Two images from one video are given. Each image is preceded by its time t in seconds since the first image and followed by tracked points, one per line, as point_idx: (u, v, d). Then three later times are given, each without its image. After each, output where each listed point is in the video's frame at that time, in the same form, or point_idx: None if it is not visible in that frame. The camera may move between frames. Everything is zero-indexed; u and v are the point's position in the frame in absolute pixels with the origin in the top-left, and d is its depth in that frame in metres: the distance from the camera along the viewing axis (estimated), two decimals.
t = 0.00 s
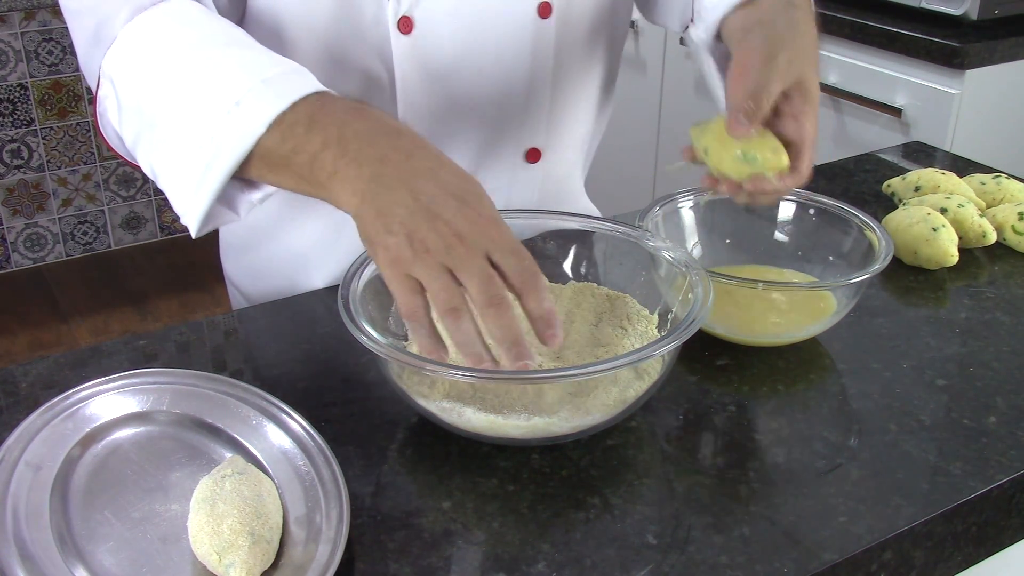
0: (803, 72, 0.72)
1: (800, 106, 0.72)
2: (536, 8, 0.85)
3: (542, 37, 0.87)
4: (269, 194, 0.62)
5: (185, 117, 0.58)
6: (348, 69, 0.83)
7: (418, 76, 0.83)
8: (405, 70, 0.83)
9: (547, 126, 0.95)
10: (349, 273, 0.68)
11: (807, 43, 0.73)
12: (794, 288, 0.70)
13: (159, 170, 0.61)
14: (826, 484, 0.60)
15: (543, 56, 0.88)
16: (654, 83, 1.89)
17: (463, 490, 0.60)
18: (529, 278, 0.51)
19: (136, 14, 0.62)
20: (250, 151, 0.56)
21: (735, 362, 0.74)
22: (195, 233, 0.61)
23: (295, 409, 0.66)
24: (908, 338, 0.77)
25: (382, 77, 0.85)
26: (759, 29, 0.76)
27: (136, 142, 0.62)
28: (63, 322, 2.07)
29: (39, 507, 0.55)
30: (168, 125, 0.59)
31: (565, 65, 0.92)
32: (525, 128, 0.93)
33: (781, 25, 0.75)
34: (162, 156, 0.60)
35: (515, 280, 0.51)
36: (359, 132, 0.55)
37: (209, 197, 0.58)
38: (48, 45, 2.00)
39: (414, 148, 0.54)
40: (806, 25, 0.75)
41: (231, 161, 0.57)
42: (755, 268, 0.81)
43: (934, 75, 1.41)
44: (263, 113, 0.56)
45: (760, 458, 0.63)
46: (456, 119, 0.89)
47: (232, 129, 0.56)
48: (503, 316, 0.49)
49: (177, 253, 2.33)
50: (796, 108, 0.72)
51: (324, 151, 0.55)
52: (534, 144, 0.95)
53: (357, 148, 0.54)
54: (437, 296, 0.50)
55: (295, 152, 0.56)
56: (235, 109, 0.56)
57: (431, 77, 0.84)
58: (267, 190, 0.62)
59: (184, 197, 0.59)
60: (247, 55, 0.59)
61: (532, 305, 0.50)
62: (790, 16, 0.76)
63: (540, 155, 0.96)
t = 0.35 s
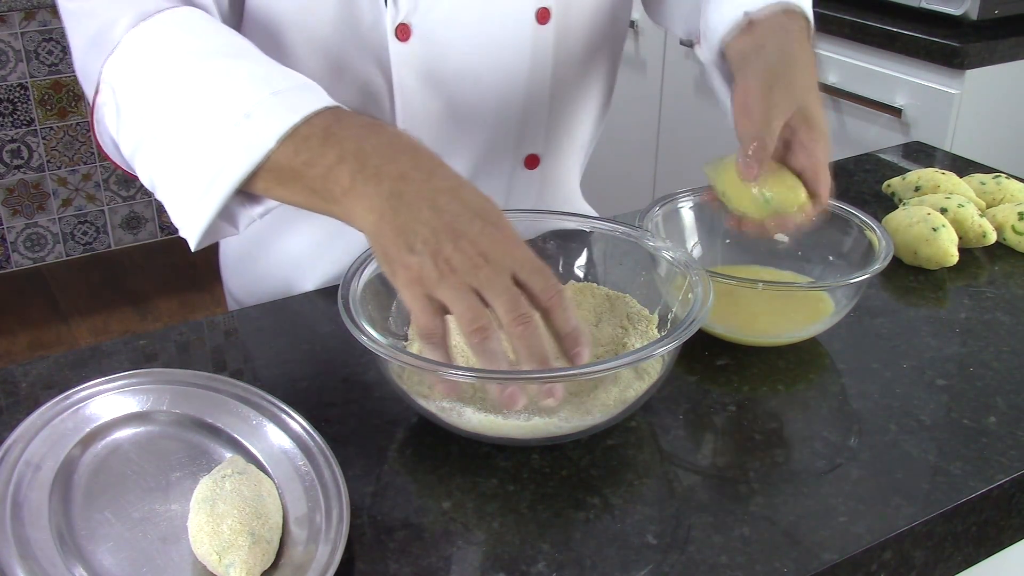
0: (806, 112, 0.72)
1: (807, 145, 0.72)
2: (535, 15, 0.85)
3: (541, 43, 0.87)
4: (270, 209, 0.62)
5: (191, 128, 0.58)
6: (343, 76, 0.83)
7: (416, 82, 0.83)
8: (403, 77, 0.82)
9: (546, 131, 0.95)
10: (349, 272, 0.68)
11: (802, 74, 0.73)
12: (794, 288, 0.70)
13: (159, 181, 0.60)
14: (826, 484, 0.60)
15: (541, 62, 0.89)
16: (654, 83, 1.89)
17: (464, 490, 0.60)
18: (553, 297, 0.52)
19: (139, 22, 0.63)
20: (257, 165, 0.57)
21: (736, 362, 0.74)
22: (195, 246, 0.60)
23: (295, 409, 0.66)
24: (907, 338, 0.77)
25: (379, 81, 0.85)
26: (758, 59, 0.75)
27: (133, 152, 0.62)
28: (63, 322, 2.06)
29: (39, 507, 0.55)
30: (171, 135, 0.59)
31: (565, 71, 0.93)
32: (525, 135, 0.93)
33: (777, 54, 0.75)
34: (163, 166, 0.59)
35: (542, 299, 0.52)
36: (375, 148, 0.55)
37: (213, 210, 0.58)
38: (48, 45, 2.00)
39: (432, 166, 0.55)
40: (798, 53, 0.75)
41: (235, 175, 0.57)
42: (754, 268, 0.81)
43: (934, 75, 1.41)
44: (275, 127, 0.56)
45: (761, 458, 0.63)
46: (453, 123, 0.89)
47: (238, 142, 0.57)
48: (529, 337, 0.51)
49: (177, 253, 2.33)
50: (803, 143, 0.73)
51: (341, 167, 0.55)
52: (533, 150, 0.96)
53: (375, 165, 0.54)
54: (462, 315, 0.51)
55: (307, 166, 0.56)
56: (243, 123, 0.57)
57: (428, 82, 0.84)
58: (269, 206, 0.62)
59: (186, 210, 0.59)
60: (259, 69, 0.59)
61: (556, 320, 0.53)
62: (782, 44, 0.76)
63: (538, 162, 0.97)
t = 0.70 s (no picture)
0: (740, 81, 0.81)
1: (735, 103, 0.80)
2: (535, 17, 0.86)
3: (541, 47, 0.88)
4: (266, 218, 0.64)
5: (186, 142, 0.60)
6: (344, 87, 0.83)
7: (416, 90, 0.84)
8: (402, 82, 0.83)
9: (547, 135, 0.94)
10: (349, 273, 0.68)
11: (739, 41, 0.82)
12: (794, 288, 0.70)
13: (155, 193, 0.62)
14: (826, 484, 0.60)
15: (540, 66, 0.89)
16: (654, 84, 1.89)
17: (464, 490, 0.60)
18: (528, 323, 0.52)
19: (134, 35, 0.64)
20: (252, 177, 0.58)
21: (735, 362, 0.74)
22: (194, 256, 0.62)
23: (295, 409, 0.66)
24: (908, 338, 0.77)
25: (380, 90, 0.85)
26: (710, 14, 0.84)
27: (131, 164, 0.63)
28: (63, 322, 2.06)
29: (39, 507, 0.55)
30: (166, 149, 0.60)
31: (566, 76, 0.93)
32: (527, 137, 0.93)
33: (722, 23, 0.84)
34: (159, 178, 0.61)
35: (516, 323, 0.53)
36: (365, 162, 0.56)
37: (207, 221, 0.60)
38: (48, 45, 2.00)
39: (421, 180, 0.55)
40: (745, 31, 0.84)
41: (229, 188, 0.58)
42: (753, 268, 0.81)
43: (934, 75, 1.41)
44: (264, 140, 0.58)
45: (761, 458, 0.63)
46: (455, 128, 0.88)
47: (232, 155, 0.58)
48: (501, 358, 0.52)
49: (176, 253, 2.33)
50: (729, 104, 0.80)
51: (330, 180, 0.55)
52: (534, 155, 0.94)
53: (362, 180, 0.55)
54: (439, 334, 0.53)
55: (296, 178, 0.57)
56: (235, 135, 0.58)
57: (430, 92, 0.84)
58: (262, 215, 0.64)
59: (183, 221, 0.61)
60: (250, 80, 0.60)
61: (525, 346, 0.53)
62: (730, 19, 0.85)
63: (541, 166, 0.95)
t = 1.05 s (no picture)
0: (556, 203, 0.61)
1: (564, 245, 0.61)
2: (524, 14, 0.84)
3: (533, 45, 0.87)
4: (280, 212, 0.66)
5: (203, 144, 0.60)
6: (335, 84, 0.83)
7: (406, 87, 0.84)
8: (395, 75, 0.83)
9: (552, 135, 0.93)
10: (349, 272, 0.68)
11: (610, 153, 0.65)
12: (794, 288, 0.70)
13: (175, 193, 0.63)
14: (826, 485, 0.60)
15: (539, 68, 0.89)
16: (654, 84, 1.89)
17: (464, 490, 0.60)
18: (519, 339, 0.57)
19: (150, 36, 0.64)
20: (274, 177, 0.58)
21: (735, 362, 0.74)
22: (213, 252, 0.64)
23: (295, 409, 0.66)
24: (908, 338, 0.77)
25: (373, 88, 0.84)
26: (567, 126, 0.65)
27: (152, 164, 0.64)
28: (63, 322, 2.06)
29: (39, 507, 0.55)
30: (184, 150, 0.61)
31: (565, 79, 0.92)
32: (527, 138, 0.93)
33: (592, 145, 0.64)
34: (178, 179, 0.62)
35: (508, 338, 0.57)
36: (392, 164, 0.56)
37: (227, 219, 0.61)
38: (48, 45, 2.00)
39: (445, 189, 0.56)
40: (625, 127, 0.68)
41: (251, 189, 0.59)
42: (752, 268, 0.81)
43: (934, 75, 1.41)
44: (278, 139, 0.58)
45: (760, 458, 0.63)
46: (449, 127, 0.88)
47: (253, 157, 0.58)
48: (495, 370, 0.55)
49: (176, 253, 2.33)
50: (574, 236, 0.61)
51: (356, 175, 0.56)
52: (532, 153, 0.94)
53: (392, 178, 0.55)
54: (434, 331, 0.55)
55: (314, 177, 0.57)
56: (258, 136, 0.58)
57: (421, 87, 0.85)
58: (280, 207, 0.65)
59: (204, 220, 0.62)
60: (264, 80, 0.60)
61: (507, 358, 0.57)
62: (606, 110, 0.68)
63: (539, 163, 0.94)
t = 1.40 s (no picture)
0: (734, 90, 0.67)
1: (774, 115, 0.65)
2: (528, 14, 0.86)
3: (536, 45, 0.89)
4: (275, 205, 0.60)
5: (194, 135, 0.58)
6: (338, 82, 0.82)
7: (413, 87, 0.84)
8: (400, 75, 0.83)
9: (549, 136, 0.95)
10: (350, 271, 0.68)
11: (726, 50, 0.72)
12: (794, 287, 0.70)
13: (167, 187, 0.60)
14: (826, 484, 0.60)
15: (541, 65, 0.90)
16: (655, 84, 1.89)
17: (464, 490, 0.60)
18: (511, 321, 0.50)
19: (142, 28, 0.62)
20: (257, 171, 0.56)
21: (735, 362, 0.74)
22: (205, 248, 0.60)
23: (295, 409, 0.66)
24: (908, 338, 0.77)
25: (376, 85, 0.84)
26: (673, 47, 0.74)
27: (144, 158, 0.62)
28: (63, 322, 2.06)
29: (39, 507, 0.55)
30: (174, 142, 0.59)
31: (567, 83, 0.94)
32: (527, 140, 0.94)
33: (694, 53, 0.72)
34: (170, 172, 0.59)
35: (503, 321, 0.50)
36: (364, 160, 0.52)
37: (215, 211, 0.58)
38: (48, 45, 2.00)
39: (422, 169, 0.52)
40: (730, 38, 0.74)
41: (236, 181, 0.56)
42: (751, 268, 0.81)
43: (934, 75, 1.41)
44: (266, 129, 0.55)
45: (760, 457, 0.63)
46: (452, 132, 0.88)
47: (238, 149, 0.56)
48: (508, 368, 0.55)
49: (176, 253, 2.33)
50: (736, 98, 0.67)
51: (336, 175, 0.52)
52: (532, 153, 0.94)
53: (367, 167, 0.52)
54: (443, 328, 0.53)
55: (304, 172, 0.54)
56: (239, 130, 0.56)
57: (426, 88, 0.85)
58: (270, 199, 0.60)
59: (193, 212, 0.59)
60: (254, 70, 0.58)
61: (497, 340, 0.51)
62: (716, 28, 0.75)
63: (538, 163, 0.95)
